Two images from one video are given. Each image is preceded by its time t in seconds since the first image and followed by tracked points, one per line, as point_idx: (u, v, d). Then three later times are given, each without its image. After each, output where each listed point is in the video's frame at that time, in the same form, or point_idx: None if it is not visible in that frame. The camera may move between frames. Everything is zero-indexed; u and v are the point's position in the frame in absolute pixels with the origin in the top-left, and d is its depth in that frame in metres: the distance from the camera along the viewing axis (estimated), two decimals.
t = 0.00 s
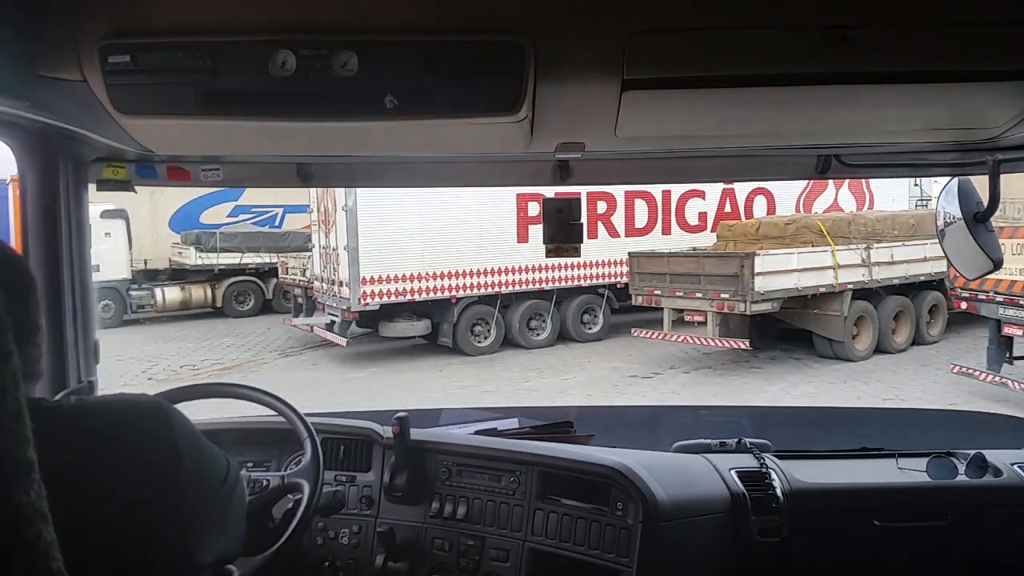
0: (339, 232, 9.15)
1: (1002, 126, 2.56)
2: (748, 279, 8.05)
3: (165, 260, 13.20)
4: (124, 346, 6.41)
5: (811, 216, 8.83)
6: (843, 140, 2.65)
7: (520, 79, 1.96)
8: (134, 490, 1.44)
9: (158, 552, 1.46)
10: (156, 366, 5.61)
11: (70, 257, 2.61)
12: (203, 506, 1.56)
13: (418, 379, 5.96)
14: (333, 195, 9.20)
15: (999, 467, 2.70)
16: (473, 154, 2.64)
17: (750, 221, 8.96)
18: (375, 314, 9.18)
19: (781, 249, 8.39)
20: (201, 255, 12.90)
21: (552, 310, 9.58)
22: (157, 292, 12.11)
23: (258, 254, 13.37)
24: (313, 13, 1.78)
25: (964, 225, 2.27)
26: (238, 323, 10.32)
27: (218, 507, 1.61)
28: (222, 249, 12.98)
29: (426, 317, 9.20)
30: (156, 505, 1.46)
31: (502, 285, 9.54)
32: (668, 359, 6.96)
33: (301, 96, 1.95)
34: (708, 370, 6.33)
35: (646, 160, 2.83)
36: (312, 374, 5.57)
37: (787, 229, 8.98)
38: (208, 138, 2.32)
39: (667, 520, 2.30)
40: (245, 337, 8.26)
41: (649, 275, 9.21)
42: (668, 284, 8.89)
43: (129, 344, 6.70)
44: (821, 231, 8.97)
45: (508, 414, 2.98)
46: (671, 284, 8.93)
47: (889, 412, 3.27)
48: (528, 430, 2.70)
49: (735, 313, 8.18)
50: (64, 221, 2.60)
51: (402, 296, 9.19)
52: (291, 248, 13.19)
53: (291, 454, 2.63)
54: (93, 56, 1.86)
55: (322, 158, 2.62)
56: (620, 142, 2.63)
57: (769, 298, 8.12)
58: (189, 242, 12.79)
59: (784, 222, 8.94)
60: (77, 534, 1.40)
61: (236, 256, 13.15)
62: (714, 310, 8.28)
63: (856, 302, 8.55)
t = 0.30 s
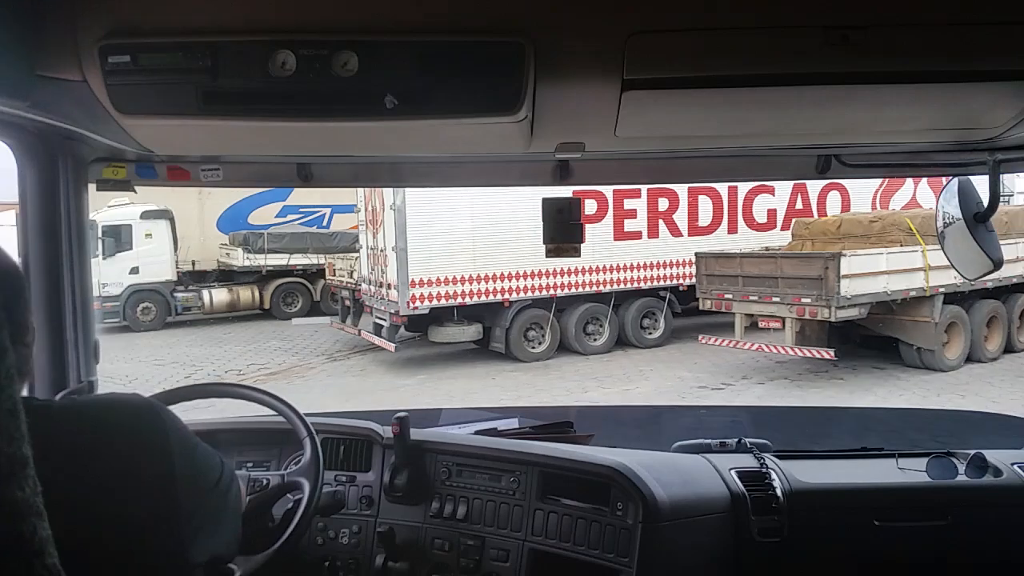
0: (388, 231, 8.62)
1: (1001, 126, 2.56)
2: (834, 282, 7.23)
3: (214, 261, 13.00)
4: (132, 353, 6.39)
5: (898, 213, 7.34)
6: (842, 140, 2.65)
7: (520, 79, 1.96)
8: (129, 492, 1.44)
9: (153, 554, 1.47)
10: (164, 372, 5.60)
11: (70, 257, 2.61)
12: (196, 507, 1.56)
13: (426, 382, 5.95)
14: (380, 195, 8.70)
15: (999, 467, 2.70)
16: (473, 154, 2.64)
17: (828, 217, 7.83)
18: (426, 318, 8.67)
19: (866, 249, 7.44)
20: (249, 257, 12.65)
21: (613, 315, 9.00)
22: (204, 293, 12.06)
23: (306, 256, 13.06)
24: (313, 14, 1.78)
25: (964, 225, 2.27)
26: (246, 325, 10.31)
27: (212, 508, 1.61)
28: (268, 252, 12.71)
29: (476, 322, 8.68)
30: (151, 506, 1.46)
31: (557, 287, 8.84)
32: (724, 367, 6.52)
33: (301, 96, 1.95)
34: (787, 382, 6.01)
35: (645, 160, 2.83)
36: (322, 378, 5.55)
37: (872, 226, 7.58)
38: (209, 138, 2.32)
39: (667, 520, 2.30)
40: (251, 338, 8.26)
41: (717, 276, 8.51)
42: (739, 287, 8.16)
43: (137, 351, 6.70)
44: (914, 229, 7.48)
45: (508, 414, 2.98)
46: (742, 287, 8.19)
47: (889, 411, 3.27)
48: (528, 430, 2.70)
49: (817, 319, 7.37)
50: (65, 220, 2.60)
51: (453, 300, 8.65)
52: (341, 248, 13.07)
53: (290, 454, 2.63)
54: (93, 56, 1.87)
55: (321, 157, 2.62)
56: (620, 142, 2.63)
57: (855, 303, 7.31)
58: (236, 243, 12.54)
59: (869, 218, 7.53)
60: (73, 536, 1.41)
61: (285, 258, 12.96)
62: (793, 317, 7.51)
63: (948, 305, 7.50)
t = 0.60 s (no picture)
0: (435, 229, 8.54)
1: (1001, 126, 2.57)
2: (930, 277, 6.38)
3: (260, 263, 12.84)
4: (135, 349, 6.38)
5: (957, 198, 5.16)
6: (842, 140, 2.65)
7: (520, 79, 1.96)
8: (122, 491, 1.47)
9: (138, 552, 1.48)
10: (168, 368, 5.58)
11: (70, 257, 2.61)
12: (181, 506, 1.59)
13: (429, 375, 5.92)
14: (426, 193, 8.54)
15: (999, 467, 2.70)
16: (473, 154, 2.64)
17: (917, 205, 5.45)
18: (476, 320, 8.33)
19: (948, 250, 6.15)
20: (293, 258, 12.55)
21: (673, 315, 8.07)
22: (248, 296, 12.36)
23: (350, 255, 12.94)
24: (313, 13, 1.78)
25: (964, 225, 2.27)
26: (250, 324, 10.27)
27: (199, 508, 1.64)
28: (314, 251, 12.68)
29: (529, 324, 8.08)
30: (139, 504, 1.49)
31: (611, 287, 8.51)
32: (807, 369, 5.35)
33: (301, 97, 1.95)
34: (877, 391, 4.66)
35: (645, 160, 2.83)
36: (328, 373, 5.54)
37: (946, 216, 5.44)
38: (207, 138, 2.32)
39: (667, 520, 2.30)
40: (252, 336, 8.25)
41: (793, 273, 7.98)
42: (819, 283, 7.49)
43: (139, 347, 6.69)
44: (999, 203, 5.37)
45: (508, 414, 2.98)
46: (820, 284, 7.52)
47: (888, 411, 3.27)
48: (528, 430, 2.70)
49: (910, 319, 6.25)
50: (65, 219, 2.60)
51: (500, 301, 8.29)
52: (386, 247, 12.86)
53: (290, 453, 2.63)
54: (94, 56, 1.87)
55: (321, 157, 2.62)
56: (620, 142, 2.63)
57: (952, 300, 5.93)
58: (281, 243, 12.38)
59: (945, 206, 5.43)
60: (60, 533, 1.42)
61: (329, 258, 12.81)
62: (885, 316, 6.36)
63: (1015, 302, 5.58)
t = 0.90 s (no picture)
0: (492, 228, 8.08)
1: (1001, 127, 2.57)
2: None
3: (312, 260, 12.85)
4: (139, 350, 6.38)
5: None
6: (842, 141, 2.65)
7: (521, 79, 1.96)
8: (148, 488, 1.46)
9: (160, 545, 1.49)
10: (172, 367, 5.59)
11: (69, 257, 2.61)
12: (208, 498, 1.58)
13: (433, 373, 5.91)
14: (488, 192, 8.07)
15: (999, 467, 2.70)
16: (473, 154, 2.64)
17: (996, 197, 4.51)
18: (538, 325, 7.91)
19: None
20: (346, 254, 12.29)
21: (749, 322, 7.97)
22: (301, 294, 12.30)
23: (404, 253, 12.66)
24: (312, 12, 1.78)
25: (964, 225, 2.27)
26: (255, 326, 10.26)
27: (222, 500, 1.63)
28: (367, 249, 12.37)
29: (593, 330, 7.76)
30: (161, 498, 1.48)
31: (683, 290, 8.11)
32: (903, 386, 4.65)
33: (301, 97, 1.95)
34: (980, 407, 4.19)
35: (645, 160, 2.83)
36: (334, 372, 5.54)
37: None
38: (207, 138, 2.32)
39: (668, 520, 2.30)
40: (256, 337, 8.26)
41: (893, 278, 7.23)
42: (925, 291, 6.69)
43: (143, 347, 6.71)
44: None
45: (508, 414, 2.98)
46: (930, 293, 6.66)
47: (889, 411, 3.27)
48: (528, 430, 2.70)
49: None
50: (64, 219, 2.59)
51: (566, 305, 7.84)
52: (441, 246, 12.43)
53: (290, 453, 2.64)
54: (94, 56, 1.87)
55: (321, 157, 2.62)
56: (620, 142, 2.64)
57: None
58: (334, 240, 12.23)
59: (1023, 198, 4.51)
60: (81, 531, 1.41)
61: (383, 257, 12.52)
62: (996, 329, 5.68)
63: None
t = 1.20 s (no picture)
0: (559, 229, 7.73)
1: (1001, 127, 2.56)
2: None
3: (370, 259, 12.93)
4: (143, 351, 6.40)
5: None
6: (842, 140, 2.65)
7: (521, 79, 1.95)
8: (152, 493, 1.47)
9: (161, 550, 1.48)
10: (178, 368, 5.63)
11: (70, 258, 2.61)
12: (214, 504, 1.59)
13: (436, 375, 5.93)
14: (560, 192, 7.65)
15: (999, 467, 2.70)
16: (473, 154, 2.64)
17: None
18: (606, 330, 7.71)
19: None
20: (403, 253, 12.17)
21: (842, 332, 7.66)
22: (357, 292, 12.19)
23: (462, 253, 12.39)
24: (312, 13, 1.78)
25: (964, 226, 2.27)
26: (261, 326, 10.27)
27: (225, 508, 1.64)
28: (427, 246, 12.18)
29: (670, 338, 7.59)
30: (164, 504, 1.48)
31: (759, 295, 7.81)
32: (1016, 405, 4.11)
33: (301, 97, 1.95)
34: None
35: (645, 160, 2.83)
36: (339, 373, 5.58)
37: None
38: (206, 138, 2.32)
39: (668, 520, 2.30)
40: (261, 340, 8.28)
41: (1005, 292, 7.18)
42: None
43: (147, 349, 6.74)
44: None
45: (508, 414, 2.98)
46: None
47: (891, 411, 3.27)
48: (528, 430, 2.70)
49: None
50: (65, 219, 2.59)
51: (636, 309, 7.60)
52: (500, 245, 11.72)
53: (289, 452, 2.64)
54: (94, 56, 1.86)
55: (321, 157, 2.62)
56: (620, 142, 2.63)
57: None
58: (393, 238, 12.13)
59: None
60: (81, 540, 1.39)
61: (441, 255, 12.39)
62: None
63: None
